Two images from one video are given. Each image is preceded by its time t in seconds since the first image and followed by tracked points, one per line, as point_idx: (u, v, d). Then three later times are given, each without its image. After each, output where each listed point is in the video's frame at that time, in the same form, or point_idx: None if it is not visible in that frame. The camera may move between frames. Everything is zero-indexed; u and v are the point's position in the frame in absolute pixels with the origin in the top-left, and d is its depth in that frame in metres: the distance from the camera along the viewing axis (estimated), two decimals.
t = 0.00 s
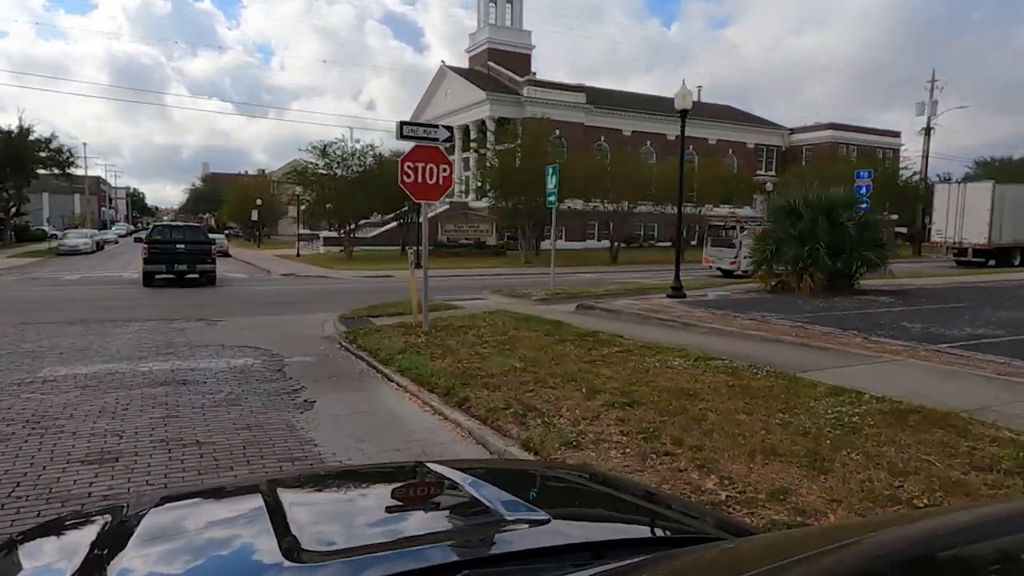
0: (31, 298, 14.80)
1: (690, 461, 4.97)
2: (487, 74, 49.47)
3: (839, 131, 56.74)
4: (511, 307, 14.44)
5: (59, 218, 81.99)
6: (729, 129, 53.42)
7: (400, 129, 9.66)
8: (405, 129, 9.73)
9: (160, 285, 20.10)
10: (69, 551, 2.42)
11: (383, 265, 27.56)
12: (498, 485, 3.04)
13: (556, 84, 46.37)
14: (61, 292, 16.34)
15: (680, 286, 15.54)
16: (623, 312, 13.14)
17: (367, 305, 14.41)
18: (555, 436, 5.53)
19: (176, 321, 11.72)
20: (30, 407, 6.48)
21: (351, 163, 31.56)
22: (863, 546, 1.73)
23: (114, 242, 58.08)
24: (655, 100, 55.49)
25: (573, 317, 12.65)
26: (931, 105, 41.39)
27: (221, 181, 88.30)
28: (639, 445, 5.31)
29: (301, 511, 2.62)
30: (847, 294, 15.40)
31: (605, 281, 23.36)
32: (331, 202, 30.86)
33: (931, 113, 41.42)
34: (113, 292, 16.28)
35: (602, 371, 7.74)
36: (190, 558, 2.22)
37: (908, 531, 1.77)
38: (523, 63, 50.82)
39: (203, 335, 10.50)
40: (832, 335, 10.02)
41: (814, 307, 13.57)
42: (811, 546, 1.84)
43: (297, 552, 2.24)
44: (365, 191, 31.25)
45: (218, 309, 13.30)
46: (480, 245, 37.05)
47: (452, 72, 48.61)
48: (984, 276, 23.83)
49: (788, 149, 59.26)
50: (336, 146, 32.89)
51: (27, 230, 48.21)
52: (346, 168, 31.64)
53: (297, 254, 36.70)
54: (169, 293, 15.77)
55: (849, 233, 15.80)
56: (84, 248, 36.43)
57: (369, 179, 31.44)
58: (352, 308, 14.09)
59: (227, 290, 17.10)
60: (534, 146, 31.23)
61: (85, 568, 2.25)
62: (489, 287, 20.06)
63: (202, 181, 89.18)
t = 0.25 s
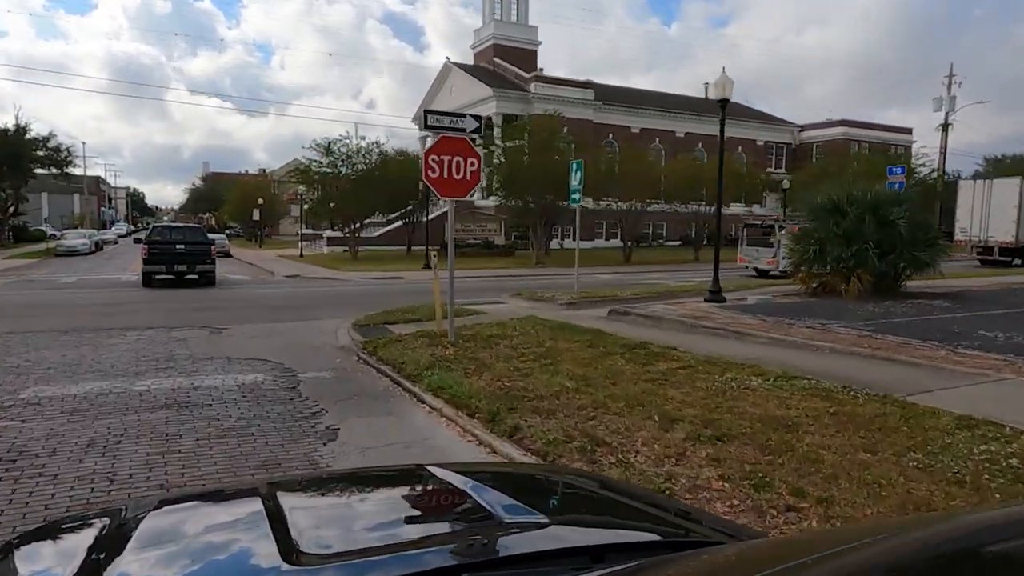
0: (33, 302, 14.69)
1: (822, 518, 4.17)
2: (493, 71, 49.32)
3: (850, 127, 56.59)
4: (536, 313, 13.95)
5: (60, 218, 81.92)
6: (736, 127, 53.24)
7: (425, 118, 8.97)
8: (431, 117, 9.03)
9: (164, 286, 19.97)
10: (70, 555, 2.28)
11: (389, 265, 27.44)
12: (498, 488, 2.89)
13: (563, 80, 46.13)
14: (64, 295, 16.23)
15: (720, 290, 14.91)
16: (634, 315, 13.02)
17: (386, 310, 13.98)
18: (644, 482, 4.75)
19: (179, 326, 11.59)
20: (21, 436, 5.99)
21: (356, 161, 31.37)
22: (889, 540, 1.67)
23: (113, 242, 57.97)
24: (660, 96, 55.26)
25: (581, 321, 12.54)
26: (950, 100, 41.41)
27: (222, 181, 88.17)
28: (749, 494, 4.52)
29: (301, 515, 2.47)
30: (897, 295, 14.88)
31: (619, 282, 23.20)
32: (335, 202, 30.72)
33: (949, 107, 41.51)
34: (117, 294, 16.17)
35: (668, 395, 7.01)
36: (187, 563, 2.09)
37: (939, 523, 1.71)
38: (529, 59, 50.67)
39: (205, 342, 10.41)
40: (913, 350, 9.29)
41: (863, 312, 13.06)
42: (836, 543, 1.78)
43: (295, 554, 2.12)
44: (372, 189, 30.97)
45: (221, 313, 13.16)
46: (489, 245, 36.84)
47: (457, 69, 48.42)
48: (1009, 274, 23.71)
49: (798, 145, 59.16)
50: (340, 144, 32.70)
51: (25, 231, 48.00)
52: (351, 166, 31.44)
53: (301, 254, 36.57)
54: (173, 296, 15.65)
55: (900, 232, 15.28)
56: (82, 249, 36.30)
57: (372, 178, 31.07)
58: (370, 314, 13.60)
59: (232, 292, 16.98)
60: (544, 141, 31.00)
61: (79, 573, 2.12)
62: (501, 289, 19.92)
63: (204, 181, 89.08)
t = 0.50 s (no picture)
0: (35, 305, 14.67)
1: None
2: (499, 67, 49.28)
3: (864, 125, 56.45)
4: (569, 319, 13.03)
5: (61, 219, 81.87)
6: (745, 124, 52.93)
7: (459, 103, 8.11)
8: (466, 103, 8.18)
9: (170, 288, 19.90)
10: (73, 556, 2.29)
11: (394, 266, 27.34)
12: (501, 488, 2.89)
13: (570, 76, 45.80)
14: (67, 298, 16.19)
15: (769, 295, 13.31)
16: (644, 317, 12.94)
17: (405, 317, 13.18)
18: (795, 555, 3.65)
19: (183, 329, 11.57)
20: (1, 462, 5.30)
21: (361, 158, 31.21)
22: (894, 538, 1.69)
23: (112, 242, 58.00)
24: (667, 92, 55.00)
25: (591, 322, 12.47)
26: (971, 95, 41.51)
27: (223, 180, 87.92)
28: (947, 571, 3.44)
29: (304, 515, 2.47)
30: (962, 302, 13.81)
31: (633, 282, 23.01)
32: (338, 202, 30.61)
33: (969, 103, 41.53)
34: (121, 297, 16.13)
35: (761, 424, 5.91)
36: (189, 565, 2.09)
37: (946, 525, 1.74)
38: (536, 56, 50.70)
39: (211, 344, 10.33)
40: (1022, 364, 7.87)
41: (931, 317, 11.92)
42: (843, 540, 1.80)
43: (297, 555, 2.12)
44: (376, 186, 30.63)
45: (225, 314, 13.11)
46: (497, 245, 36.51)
47: (463, 65, 48.33)
48: None
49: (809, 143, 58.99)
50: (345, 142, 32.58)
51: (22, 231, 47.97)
52: (355, 164, 31.27)
53: (305, 255, 36.50)
54: (178, 298, 15.62)
55: (965, 231, 14.26)
56: (78, 250, 36.24)
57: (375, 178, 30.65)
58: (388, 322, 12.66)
59: (238, 294, 16.94)
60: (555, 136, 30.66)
61: None
62: (513, 291, 19.76)
63: (205, 180, 88.94)
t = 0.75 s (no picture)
0: (38, 306, 14.67)
1: None
2: (503, 64, 49.28)
3: (873, 123, 56.16)
4: (601, 326, 12.09)
5: (60, 219, 81.85)
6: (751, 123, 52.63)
7: (494, 89, 7.38)
8: (501, 90, 7.46)
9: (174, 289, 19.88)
10: (74, 556, 2.29)
11: (399, 267, 27.26)
12: (501, 485, 2.90)
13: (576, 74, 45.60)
14: (71, 300, 16.20)
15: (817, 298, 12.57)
16: (651, 317, 12.90)
17: (421, 324, 12.41)
18: None
19: (185, 330, 11.56)
20: None
21: (365, 158, 31.14)
22: (893, 533, 1.71)
23: (110, 243, 57.84)
24: (672, 91, 54.89)
25: (599, 325, 12.34)
26: (988, 91, 41.51)
27: (224, 180, 87.88)
28: None
29: (305, 515, 2.47)
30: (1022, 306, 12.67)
31: (645, 284, 22.85)
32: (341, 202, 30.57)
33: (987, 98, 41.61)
34: (126, 299, 16.13)
35: (880, 462, 4.97)
36: (193, 563, 2.10)
37: (951, 519, 1.76)
38: (540, 54, 50.85)
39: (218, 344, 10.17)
40: None
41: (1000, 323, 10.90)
42: (846, 535, 1.83)
43: (300, 553, 2.12)
44: (379, 185, 30.47)
45: (227, 315, 13.07)
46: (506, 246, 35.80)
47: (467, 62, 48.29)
48: None
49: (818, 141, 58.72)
50: (349, 140, 32.47)
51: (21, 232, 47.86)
52: (360, 163, 31.17)
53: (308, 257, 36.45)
54: (183, 300, 15.61)
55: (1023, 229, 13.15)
56: (77, 251, 36.23)
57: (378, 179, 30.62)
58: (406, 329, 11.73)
59: (243, 296, 16.93)
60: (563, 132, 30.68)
61: None
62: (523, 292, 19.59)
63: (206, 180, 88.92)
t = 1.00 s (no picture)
0: (42, 308, 14.68)
1: None
2: (509, 60, 49.21)
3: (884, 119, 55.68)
4: (639, 335, 11.20)
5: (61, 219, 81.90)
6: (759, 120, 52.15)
7: (545, 67, 6.82)
8: (552, 67, 6.89)
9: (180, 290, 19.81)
10: (77, 554, 2.31)
11: (406, 268, 27.12)
12: (504, 482, 2.91)
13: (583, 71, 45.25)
14: (75, 302, 16.21)
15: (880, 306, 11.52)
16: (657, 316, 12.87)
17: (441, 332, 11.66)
18: None
19: (189, 333, 11.55)
20: None
21: (370, 155, 30.65)
22: (885, 533, 1.76)
23: (109, 245, 57.81)
24: (678, 87, 54.63)
25: (611, 327, 12.16)
26: (1007, 86, 41.38)
27: (225, 179, 87.84)
28: None
29: (308, 513, 2.47)
30: None
31: (659, 283, 22.63)
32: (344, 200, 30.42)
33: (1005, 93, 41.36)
34: (131, 300, 16.15)
35: None
36: (196, 561, 2.11)
37: (953, 519, 1.77)
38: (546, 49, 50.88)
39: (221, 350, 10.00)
40: None
41: None
42: (848, 535, 1.84)
43: (303, 551, 2.13)
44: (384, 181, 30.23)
45: (232, 318, 13.05)
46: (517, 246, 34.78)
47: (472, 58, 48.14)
48: None
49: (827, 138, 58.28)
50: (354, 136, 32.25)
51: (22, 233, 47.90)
52: (365, 161, 30.68)
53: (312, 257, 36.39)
54: (188, 302, 15.60)
55: None
56: (75, 252, 36.26)
57: (382, 177, 30.34)
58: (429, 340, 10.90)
59: (249, 297, 16.90)
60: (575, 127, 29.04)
61: None
62: (533, 291, 19.43)
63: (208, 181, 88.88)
